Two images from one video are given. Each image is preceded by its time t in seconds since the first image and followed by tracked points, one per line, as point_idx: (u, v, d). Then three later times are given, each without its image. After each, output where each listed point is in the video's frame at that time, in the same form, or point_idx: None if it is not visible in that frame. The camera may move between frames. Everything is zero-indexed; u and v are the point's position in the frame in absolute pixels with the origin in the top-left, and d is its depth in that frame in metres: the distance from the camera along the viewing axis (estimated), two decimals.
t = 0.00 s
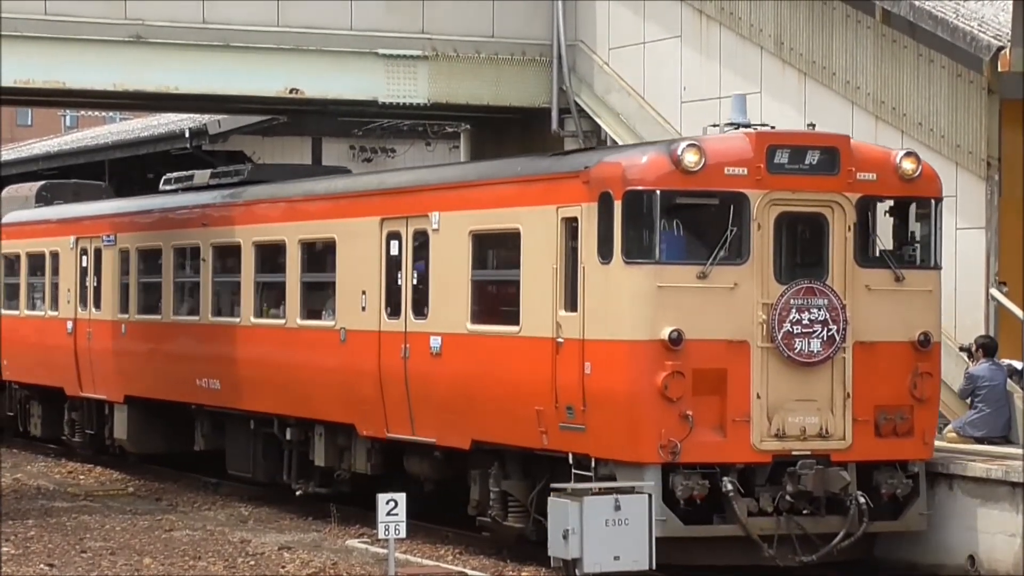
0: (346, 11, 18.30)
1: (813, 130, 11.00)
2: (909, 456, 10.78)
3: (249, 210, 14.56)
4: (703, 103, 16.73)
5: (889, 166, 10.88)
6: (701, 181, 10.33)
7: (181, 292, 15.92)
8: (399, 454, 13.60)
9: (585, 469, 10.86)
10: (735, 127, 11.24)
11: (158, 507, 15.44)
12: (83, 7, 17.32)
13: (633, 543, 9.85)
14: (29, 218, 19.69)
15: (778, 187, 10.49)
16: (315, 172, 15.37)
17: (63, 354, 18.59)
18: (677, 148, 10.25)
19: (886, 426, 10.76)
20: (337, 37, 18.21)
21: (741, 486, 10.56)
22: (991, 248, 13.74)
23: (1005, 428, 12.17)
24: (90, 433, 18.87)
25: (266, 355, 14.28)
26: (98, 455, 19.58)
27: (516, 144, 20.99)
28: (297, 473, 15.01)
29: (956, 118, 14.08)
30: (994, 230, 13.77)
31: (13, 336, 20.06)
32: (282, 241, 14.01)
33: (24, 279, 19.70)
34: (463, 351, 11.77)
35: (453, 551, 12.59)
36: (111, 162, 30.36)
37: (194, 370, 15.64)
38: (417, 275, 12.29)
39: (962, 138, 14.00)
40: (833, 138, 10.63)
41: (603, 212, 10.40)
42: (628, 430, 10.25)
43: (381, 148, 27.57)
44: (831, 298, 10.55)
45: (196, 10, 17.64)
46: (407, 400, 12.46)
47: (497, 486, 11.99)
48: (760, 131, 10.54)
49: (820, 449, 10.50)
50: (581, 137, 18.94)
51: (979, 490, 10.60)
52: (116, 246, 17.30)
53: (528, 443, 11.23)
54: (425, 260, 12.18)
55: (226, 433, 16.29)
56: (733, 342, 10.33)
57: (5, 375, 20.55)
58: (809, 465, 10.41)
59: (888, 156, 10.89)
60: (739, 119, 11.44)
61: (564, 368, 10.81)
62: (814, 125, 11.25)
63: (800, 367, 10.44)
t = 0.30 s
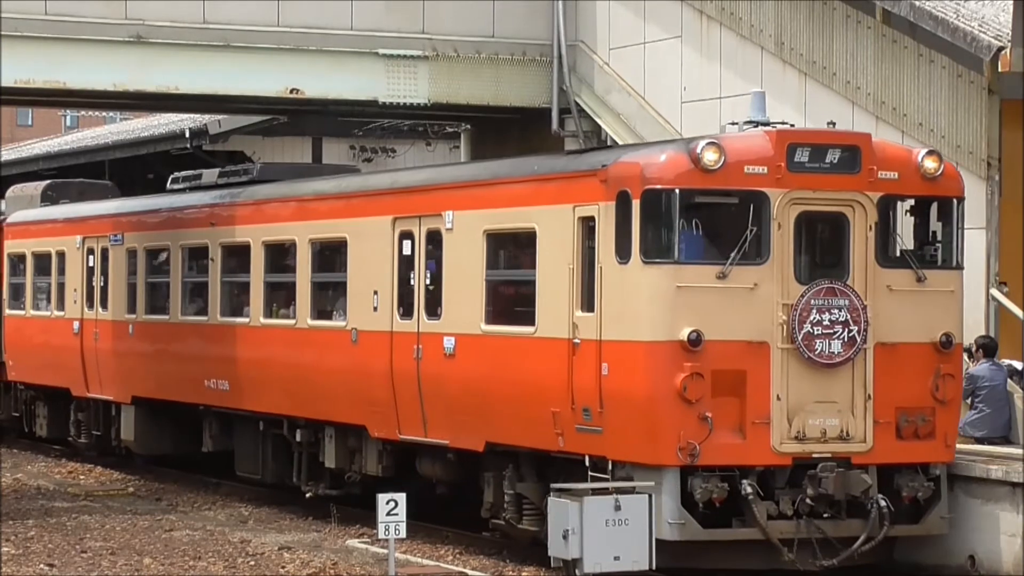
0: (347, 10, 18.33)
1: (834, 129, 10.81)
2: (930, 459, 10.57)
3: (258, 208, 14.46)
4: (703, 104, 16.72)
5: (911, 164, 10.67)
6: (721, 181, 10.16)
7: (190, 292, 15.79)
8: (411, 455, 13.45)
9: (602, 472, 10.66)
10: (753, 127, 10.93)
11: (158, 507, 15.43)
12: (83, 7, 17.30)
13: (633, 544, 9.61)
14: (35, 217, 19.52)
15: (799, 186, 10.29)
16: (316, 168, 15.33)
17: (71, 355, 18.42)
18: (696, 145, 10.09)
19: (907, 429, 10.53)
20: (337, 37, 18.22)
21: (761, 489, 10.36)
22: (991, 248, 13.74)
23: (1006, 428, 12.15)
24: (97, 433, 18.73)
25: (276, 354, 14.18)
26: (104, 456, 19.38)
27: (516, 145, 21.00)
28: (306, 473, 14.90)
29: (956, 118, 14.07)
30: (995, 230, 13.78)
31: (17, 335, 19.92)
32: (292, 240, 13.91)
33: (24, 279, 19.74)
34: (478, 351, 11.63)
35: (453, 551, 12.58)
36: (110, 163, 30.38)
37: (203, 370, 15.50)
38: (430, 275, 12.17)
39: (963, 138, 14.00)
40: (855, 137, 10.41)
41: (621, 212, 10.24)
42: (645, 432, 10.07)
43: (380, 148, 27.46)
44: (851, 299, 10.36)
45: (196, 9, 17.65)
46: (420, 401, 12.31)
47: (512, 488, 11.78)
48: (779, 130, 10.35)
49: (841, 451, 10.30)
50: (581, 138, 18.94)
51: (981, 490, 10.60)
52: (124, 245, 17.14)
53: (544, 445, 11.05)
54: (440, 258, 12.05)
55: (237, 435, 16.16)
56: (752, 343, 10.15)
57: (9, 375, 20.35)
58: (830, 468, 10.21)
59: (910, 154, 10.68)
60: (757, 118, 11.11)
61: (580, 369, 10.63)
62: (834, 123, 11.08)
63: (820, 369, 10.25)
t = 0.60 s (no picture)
0: (346, 11, 18.35)
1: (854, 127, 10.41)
2: (953, 462, 10.18)
3: (269, 209, 13.79)
4: (703, 103, 16.68)
5: (934, 164, 10.28)
6: (741, 180, 9.74)
7: (197, 294, 15.10)
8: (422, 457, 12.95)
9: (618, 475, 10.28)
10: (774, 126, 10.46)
11: (158, 508, 15.42)
12: (82, 8, 17.36)
13: (634, 544, 9.56)
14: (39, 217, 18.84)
15: (821, 185, 9.90)
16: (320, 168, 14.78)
17: (76, 357, 17.64)
18: (717, 144, 9.65)
19: (929, 432, 10.12)
20: (336, 38, 18.26)
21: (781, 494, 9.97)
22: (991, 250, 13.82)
23: (1005, 429, 12.10)
24: (104, 437, 18.04)
25: (282, 356, 13.66)
26: (109, 459, 18.69)
27: (516, 145, 21.02)
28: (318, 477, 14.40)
29: (956, 118, 14.04)
30: (995, 233, 13.88)
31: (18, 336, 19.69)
32: (300, 240, 13.38)
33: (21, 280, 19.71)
34: (493, 353, 11.15)
35: (454, 552, 12.56)
36: (110, 164, 30.43)
37: (210, 372, 14.86)
38: (443, 274, 11.68)
39: (963, 139, 13.96)
40: (877, 135, 10.04)
41: (639, 211, 9.82)
42: (664, 436, 9.66)
43: (380, 149, 27.47)
44: (874, 299, 9.95)
45: (196, 10, 17.69)
46: (433, 404, 11.83)
47: (526, 492, 11.39)
48: (800, 127, 9.96)
49: (864, 455, 9.90)
50: (581, 138, 18.92)
51: (979, 491, 10.53)
52: (131, 245, 16.42)
53: (560, 449, 10.60)
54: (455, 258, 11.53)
55: (245, 437, 15.67)
56: (773, 345, 9.75)
57: (13, 376, 19.52)
58: (851, 471, 9.81)
59: (931, 154, 10.30)
60: (778, 117, 10.65)
61: (598, 371, 10.22)
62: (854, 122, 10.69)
63: (843, 372, 9.84)
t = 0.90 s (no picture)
0: (347, 11, 18.36)
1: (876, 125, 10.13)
2: (976, 465, 9.93)
3: (280, 208, 13.47)
4: (704, 103, 16.70)
5: (958, 162, 10.00)
6: (763, 178, 9.47)
7: (207, 293, 14.69)
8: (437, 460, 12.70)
9: (638, 478, 9.99)
10: (794, 124, 10.20)
11: (158, 508, 15.39)
12: (83, 6, 17.38)
13: (635, 544, 9.42)
14: (49, 216, 18.22)
15: (844, 184, 9.62)
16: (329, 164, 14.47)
17: (85, 357, 17.19)
18: (739, 142, 9.39)
19: (954, 434, 9.86)
20: (337, 38, 18.27)
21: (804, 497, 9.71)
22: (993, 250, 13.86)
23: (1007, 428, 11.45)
24: (111, 437, 17.64)
25: (291, 357, 13.34)
26: (118, 459, 18.46)
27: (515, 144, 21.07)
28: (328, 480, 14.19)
29: (956, 118, 14.07)
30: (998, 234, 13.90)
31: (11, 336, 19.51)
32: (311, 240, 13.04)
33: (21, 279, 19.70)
34: (510, 353, 10.86)
35: (454, 552, 12.56)
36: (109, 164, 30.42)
37: (219, 374, 14.49)
38: (459, 276, 11.36)
39: (963, 139, 13.98)
40: (902, 133, 9.76)
41: (659, 211, 9.52)
42: (684, 438, 9.39)
43: (381, 149, 27.49)
44: (898, 300, 9.70)
45: (197, 10, 17.67)
46: (447, 405, 11.52)
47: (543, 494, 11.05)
48: (823, 125, 9.69)
49: (888, 457, 9.63)
50: (581, 138, 18.96)
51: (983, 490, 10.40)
52: (139, 244, 16.00)
53: (578, 451, 10.32)
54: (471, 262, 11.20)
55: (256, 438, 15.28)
56: (796, 345, 9.49)
57: (20, 377, 18.97)
58: (876, 474, 9.54)
59: (956, 152, 10.01)
60: (798, 114, 10.38)
61: (617, 374, 9.92)
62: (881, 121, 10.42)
63: (866, 373, 9.58)
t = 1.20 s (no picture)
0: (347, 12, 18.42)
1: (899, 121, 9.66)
2: (1003, 469, 9.48)
3: (291, 208, 12.83)
4: (702, 103, 16.70)
5: (984, 160, 9.52)
6: (787, 177, 9.03)
7: (216, 294, 14.03)
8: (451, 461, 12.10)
9: (657, 482, 9.54)
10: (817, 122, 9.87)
11: (158, 509, 15.37)
12: (83, 8, 17.42)
13: (636, 544, 9.09)
14: (55, 216, 17.53)
15: (868, 182, 9.17)
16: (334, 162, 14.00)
17: (91, 359, 16.52)
18: (762, 140, 8.95)
19: (979, 437, 9.42)
20: (338, 39, 18.32)
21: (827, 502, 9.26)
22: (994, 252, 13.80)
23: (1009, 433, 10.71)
24: (119, 439, 17.17)
25: (297, 358, 12.79)
26: (124, 460, 18.25)
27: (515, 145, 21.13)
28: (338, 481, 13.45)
29: (956, 118, 13.99)
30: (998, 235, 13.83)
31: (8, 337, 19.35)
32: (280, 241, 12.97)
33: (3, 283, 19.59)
34: (526, 355, 10.37)
35: (453, 552, 12.54)
36: (110, 163, 30.50)
37: (225, 376, 13.91)
38: (472, 275, 10.85)
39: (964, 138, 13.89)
40: (927, 130, 9.29)
41: (680, 210, 9.09)
42: (706, 443, 8.95)
43: (382, 150, 27.50)
44: (923, 300, 9.25)
45: (197, 11, 17.73)
46: (462, 409, 10.98)
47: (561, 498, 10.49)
48: (848, 123, 9.23)
49: (912, 462, 9.18)
50: (581, 139, 19.02)
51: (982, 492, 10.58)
52: (148, 245, 15.33)
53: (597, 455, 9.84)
54: (486, 260, 10.70)
55: (264, 439, 14.60)
56: (820, 347, 9.05)
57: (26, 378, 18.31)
58: (901, 478, 9.10)
59: (982, 150, 9.53)
60: (823, 114, 10.04)
61: (636, 376, 9.45)
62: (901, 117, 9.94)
63: (891, 375, 9.13)
